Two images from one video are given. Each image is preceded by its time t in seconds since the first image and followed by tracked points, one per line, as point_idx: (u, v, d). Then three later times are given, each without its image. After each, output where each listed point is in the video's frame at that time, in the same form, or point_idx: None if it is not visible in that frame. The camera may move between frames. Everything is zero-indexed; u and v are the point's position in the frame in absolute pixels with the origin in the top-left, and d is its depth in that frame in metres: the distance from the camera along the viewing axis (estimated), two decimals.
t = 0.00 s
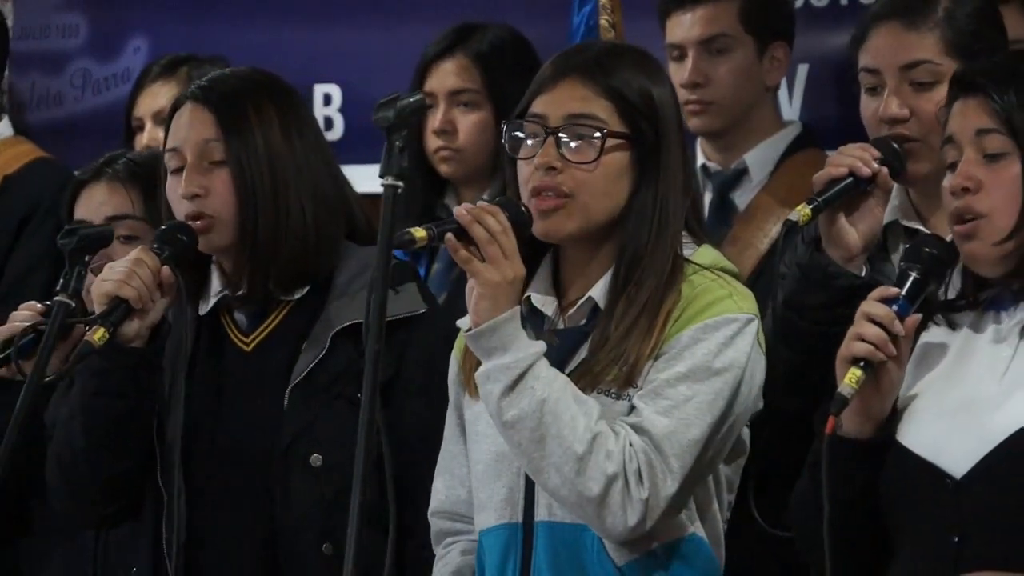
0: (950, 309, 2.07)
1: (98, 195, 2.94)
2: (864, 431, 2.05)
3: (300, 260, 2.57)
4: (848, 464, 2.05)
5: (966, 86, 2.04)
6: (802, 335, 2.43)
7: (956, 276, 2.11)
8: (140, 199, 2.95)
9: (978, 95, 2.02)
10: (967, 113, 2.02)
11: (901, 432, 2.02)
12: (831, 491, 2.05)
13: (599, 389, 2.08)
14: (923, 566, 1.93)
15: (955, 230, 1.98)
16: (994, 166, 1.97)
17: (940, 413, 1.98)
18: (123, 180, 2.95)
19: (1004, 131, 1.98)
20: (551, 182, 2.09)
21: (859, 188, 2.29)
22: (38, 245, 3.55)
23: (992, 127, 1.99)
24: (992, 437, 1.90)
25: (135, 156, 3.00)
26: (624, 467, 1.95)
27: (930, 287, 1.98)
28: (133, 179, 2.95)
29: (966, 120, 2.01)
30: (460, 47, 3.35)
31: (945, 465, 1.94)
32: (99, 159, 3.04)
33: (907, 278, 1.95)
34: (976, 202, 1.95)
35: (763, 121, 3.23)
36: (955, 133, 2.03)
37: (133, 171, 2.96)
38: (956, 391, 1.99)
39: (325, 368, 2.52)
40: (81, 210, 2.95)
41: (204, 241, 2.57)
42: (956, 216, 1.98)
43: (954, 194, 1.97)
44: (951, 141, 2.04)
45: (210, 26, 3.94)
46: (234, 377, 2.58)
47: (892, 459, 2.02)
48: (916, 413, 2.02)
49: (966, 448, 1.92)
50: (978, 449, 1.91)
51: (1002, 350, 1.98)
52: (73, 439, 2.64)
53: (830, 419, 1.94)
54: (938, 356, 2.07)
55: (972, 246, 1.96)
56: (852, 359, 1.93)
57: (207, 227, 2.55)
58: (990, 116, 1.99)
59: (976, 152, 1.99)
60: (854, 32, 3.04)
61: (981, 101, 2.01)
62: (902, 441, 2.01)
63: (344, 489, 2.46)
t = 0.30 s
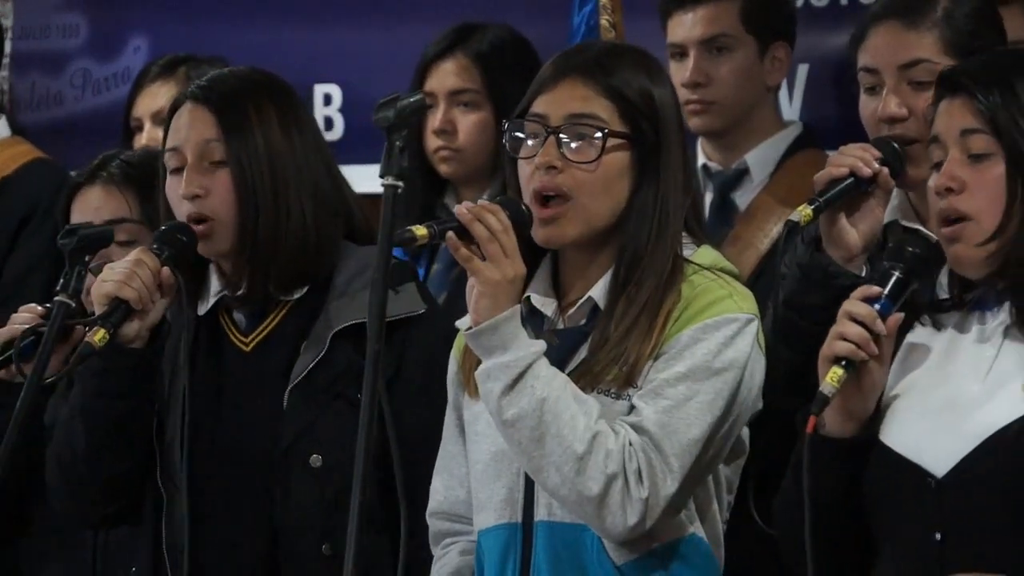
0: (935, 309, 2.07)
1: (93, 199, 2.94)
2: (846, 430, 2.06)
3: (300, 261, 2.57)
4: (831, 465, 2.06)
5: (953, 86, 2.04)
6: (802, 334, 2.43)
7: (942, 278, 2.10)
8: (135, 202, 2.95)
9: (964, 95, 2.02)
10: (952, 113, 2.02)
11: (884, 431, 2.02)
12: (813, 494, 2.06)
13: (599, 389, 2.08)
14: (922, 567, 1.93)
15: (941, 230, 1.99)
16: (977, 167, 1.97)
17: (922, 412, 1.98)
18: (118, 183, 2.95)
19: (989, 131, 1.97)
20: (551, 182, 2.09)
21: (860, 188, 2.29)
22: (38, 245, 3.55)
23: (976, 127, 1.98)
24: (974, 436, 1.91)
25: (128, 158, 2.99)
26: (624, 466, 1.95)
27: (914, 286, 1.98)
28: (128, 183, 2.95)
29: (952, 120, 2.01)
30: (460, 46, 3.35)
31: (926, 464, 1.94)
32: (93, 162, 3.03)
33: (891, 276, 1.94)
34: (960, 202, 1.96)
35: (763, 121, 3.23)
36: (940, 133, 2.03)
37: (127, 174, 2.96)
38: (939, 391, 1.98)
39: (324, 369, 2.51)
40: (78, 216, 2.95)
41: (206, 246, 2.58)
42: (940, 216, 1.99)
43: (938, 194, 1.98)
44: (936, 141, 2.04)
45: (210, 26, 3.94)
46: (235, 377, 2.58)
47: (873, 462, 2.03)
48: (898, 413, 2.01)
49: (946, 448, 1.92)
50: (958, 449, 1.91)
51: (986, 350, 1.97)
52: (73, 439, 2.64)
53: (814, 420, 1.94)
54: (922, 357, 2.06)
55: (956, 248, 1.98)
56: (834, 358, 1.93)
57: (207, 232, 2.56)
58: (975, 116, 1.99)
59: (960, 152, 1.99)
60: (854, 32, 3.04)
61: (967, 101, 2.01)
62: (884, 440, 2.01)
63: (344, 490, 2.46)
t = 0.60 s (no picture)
0: (923, 311, 2.07)
1: (86, 203, 2.92)
2: (834, 429, 2.06)
3: (299, 261, 2.57)
4: (816, 463, 2.06)
5: (943, 87, 2.03)
6: (800, 331, 2.45)
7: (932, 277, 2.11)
8: (127, 205, 2.93)
9: (955, 96, 2.01)
10: (942, 115, 2.02)
11: (870, 431, 2.03)
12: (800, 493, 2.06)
13: (602, 389, 2.07)
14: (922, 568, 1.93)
15: (928, 232, 1.98)
16: (969, 169, 1.96)
17: (911, 412, 1.98)
18: (108, 188, 2.92)
19: (980, 134, 1.97)
20: (554, 183, 2.09)
21: (857, 187, 2.29)
22: (37, 245, 3.54)
23: (968, 129, 1.98)
24: (960, 436, 1.91)
25: (117, 161, 2.96)
26: (627, 467, 1.95)
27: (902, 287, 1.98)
28: (118, 187, 2.93)
29: (941, 122, 2.01)
30: (459, 46, 3.35)
31: (914, 464, 1.94)
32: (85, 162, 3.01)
33: (879, 277, 1.94)
34: (950, 203, 1.95)
35: (764, 122, 3.22)
36: (931, 135, 2.02)
37: (118, 178, 2.93)
38: (927, 392, 1.98)
39: (324, 369, 2.51)
40: (70, 219, 2.93)
41: (203, 241, 2.57)
42: (929, 217, 1.98)
43: (928, 196, 1.97)
44: (926, 143, 2.04)
45: (210, 26, 3.94)
46: (236, 378, 2.58)
47: (860, 460, 2.03)
48: (886, 413, 2.02)
49: (934, 449, 1.93)
50: (946, 449, 1.92)
51: (974, 350, 1.97)
52: (73, 439, 2.64)
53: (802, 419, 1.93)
54: (909, 358, 2.06)
55: (940, 246, 1.96)
56: (822, 357, 1.94)
57: (207, 227, 2.56)
58: (965, 119, 1.99)
59: (950, 154, 1.99)
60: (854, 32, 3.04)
61: (957, 103, 2.00)
62: (871, 439, 2.02)
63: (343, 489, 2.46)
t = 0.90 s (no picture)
0: (910, 310, 2.07)
1: (79, 202, 2.92)
2: (828, 427, 2.05)
3: (305, 262, 2.57)
4: (811, 459, 2.04)
5: (936, 87, 2.03)
6: (799, 333, 2.45)
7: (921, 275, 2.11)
8: (120, 205, 2.92)
9: (948, 96, 2.01)
10: (936, 115, 2.01)
11: (864, 428, 2.02)
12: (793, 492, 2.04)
13: (605, 390, 2.07)
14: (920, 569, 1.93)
15: (923, 235, 1.98)
16: (963, 169, 1.96)
17: (905, 411, 1.98)
18: (102, 187, 2.92)
19: (974, 134, 1.97)
20: (558, 185, 2.10)
21: (855, 189, 2.28)
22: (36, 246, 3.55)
23: (961, 129, 1.98)
24: (954, 435, 1.91)
25: (110, 160, 2.96)
26: (634, 468, 1.96)
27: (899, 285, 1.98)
28: (112, 186, 2.93)
29: (935, 122, 2.00)
30: (458, 46, 3.35)
31: (909, 463, 1.94)
32: (80, 161, 3.01)
33: (878, 274, 1.94)
34: (945, 203, 1.95)
35: (764, 122, 3.22)
36: (924, 134, 2.02)
37: (111, 177, 2.93)
38: (921, 391, 1.98)
39: (326, 367, 2.52)
40: (64, 219, 2.93)
41: (211, 244, 2.59)
42: (923, 218, 1.97)
43: (921, 196, 1.96)
44: (919, 142, 2.03)
45: (210, 26, 3.94)
46: (238, 378, 2.58)
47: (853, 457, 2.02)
48: (881, 411, 2.01)
49: (930, 447, 1.92)
50: (940, 448, 1.91)
51: (966, 350, 1.98)
52: (75, 438, 2.65)
53: (799, 414, 1.93)
54: (900, 356, 2.06)
55: (940, 252, 1.97)
56: (821, 353, 1.93)
57: (215, 230, 2.57)
58: (960, 118, 1.98)
59: (944, 154, 1.98)
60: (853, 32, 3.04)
61: (951, 103, 2.00)
62: (865, 438, 2.01)
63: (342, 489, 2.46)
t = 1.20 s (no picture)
0: (901, 312, 2.10)
1: (76, 201, 2.92)
2: (827, 432, 2.03)
3: (315, 261, 2.57)
4: (811, 464, 2.02)
5: (932, 87, 2.02)
6: (799, 333, 2.48)
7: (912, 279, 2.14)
8: (117, 204, 2.92)
9: (943, 96, 2.01)
10: (931, 116, 2.01)
11: (859, 432, 2.02)
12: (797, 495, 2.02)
13: (610, 391, 2.07)
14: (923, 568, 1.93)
15: (918, 233, 1.97)
16: (961, 169, 1.95)
17: (902, 413, 1.98)
18: (100, 187, 2.92)
19: (971, 134, 1.96)
20: (561, 186, 2.09)
21: (856, 189, 2.28)
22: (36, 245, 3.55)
23: (959, 130, 1.97)
24: (953, 436, 1.91)
25: (108, 160, 2.96)
26: (642, 471, 1.96)
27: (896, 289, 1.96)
28: (110, 185, 2.93)
29: (932, 123, 2.00)
30: (457, 46, 3.35)
31: (907, 466, 1.94)
32: (77, 161, 3.01)
33: (874, 279, 1.93)
34: (942, 204, 1.94)
35: (764, 122, 3.22)
36: (919, 135, 2.01)
37: (109, 176, 2.93)
38: (918, 393, 1.99)
39: (328, 369, 2.51)
40: (62, 218, 2.93)
41: (217, 242, 2.58)
42: (918, 218, 1.96)
43: (918, 197, 1.95)
44: (913, 143, 2.03)
45: (210, 26, 3.94)
46: (245, 378, 2.59)
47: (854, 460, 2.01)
48: (877, 414, 2.01)
49: (928, 449, 1.92)
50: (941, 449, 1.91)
51: (959, 350, 1.99)
52: (80, 437, 2.64)
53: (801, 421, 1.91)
54: (890, 360, 2.06)
55: (936, 251, 1.95)
56: (820, 358, 1.92)
57: (219, 228, 2.56)
58: (957, 119, 1.98)
59: (940, 155, 1.97)
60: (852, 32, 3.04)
61: (946, 103, 2.00)
62: (861, 441, 2.00)
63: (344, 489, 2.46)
